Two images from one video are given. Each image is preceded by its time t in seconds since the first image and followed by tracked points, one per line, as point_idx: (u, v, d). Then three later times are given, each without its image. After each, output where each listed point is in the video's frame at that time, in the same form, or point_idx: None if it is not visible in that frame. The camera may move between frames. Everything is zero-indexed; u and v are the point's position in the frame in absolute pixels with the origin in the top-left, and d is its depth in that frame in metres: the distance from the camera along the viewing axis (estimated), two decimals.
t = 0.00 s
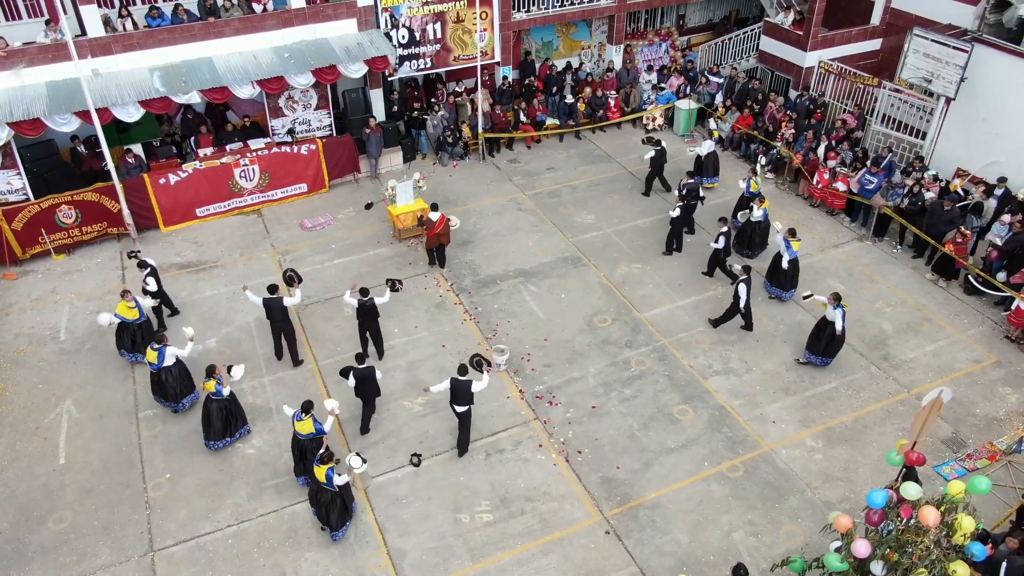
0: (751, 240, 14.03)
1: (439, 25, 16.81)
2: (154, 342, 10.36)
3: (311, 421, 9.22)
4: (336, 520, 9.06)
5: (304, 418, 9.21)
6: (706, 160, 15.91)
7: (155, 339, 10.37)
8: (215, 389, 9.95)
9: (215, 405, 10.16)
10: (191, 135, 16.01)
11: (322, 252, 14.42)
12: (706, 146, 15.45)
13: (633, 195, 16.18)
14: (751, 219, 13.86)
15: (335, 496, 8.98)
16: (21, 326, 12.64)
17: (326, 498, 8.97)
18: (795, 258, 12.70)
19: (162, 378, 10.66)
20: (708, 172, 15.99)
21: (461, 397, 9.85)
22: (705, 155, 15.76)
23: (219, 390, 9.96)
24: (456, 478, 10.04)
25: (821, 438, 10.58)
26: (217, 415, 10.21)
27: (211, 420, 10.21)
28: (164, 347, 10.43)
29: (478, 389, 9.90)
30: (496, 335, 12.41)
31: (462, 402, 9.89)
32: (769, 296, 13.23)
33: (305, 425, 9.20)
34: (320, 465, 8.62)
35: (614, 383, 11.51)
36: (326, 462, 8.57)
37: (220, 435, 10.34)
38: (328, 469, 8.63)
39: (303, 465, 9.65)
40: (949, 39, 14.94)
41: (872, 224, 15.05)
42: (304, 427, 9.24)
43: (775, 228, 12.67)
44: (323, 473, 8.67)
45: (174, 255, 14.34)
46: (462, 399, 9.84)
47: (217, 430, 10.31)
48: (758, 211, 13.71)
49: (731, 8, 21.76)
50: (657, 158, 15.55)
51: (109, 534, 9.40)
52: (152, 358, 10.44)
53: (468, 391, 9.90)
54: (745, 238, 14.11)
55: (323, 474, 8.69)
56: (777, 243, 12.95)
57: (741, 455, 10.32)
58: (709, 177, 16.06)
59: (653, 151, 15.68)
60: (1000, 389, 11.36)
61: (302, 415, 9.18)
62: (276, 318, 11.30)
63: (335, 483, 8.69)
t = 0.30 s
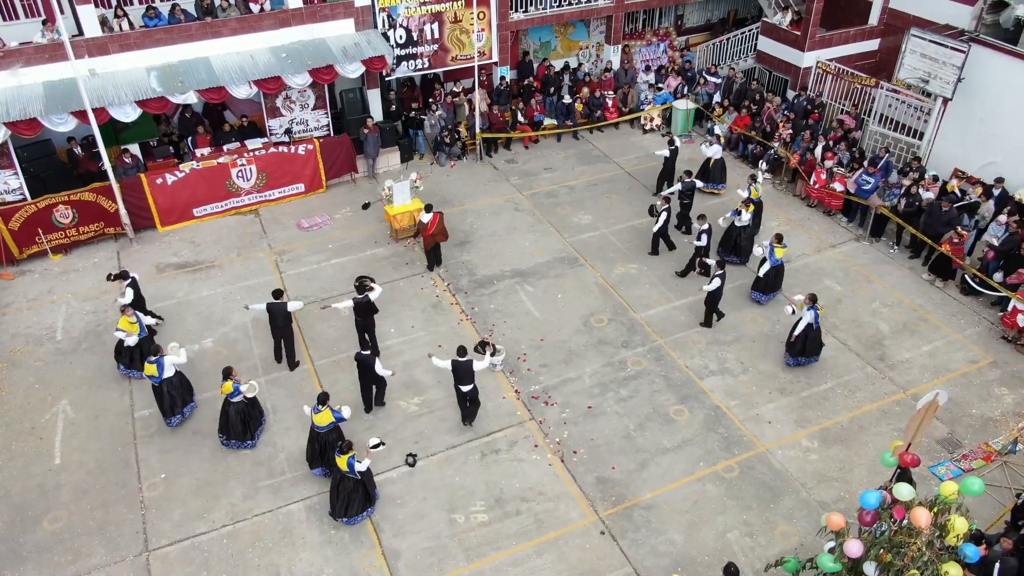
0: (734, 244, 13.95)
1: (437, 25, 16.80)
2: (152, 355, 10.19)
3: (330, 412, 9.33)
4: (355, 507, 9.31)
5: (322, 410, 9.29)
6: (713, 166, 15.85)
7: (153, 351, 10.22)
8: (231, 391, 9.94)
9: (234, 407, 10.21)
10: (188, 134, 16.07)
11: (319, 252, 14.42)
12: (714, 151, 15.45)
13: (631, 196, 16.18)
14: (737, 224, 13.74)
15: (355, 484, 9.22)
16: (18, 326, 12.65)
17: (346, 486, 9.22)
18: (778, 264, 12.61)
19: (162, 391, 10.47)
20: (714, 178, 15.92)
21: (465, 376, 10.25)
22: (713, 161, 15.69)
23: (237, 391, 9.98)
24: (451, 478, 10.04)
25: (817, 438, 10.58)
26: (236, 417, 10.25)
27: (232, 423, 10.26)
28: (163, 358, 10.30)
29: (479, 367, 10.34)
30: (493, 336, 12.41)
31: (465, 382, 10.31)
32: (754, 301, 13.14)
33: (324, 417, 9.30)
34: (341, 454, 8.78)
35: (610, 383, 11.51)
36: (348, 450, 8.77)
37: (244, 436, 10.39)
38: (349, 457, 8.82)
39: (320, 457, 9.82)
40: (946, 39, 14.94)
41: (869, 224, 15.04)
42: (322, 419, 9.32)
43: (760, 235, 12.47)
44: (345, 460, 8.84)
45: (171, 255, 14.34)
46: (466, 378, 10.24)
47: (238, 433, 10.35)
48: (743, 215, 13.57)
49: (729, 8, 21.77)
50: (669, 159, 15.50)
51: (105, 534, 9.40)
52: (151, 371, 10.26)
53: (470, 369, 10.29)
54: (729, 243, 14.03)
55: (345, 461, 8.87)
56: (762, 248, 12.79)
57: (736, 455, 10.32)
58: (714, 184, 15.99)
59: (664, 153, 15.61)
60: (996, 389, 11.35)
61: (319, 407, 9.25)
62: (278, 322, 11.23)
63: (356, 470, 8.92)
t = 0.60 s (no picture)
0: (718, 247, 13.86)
1: (435, 25, 16.79)
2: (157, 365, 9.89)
3: (346, 406, 9.45)
4: (382, 487, 9.61)
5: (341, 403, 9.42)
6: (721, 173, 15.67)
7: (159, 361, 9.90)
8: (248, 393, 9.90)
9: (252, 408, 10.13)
10: (186, 134, 16.01)
11: (317, 252, 14.42)
12: (719, 157, 15.31)
13: (629, 196, 16.18)
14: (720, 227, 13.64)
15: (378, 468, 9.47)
16: (15, 325, 12.65)
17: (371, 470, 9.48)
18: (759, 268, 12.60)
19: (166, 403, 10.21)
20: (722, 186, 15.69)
21: (468, 361, 10.40)
22: (719, 167, 15.54)
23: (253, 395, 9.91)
24: (448, 478, 10.04)
25: (813, 438, 10.57)
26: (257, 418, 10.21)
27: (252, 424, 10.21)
28: (169, 369, 10.02)
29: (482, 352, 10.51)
30: (490, 336, 12.40)
31: (469, 367, 10.45)
32: (737, 306, 13.00)
33: (343, 411, 9.43)
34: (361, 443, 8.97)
35: (606, 383, 11.51)
36: (367, 438, 8.93)
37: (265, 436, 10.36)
38: (368, 445, 9.00)
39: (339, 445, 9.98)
40: (943, 39, 14.95)
41: (867, 224, 15.03)
42: (339, 413, 9.43)
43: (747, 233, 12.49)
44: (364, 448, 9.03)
45: (169, 255, 14.35)
46: (469, 363, 10.39)
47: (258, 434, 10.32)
48: (726, 220, 13.48)
49: (728, 8, 21.78)
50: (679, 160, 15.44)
51: (101, 534, 9.40)
52: (155, 382, 9.97)
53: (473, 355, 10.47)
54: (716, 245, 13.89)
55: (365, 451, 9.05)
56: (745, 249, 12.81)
57: (733, 456, 10.32)
58: (723, 192, 15.73)
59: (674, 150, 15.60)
60: (993, 390, 11.35)
61: (338, 400, 9.36)
62: (275, 326, 11.17)
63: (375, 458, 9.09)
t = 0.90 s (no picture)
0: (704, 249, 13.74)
1: (434, 26, 16.80)
2: (168, 373, 9.87)
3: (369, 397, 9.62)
4: (403, 479, 9.62)
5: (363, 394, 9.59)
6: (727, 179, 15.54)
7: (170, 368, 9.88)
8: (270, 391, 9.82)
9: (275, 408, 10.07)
10: (186, 134, 16.03)
11: (316, 252, 14.42)
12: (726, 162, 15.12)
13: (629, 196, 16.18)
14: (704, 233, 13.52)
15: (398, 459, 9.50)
16: (14, 325, 12.65)
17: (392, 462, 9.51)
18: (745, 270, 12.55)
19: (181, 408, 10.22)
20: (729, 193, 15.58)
21: (471, 342, 10.81)
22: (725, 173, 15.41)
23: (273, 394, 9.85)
24: (447, 478, 10.04)
25: (813, 438, 10.58)
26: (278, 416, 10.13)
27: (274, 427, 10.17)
28: (180, 375, 10.01)
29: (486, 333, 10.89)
30: (490, 336, 12.40)
31: (472, 348, 10.85)
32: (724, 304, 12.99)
33: (364, 401, 9.58)
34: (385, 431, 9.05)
35: (606, 383, 11.51)
36: (390, 426, 9.02)
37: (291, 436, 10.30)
38: (393, 433, 9.08)
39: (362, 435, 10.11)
40: (943, 39, 14.96)
41: (866, 224, 15.02)
42: (361, 404, 9.60)
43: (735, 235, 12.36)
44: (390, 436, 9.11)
45: (168, 254, 14.35)
46: (473, 344, 10.79)
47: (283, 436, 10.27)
48: (710, 224, 13.34)
49: (728, 8, 21.78)
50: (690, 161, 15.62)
51: (100, 534, 9.40)
52: (166, 389, 9.97)
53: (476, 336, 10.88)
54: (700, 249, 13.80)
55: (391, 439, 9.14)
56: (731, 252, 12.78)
57: (732, 456, 10.32)
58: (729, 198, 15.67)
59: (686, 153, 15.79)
60: (992, 390, 11.35)
61: (360, 392, 9.51)
62: (273, 327, 11.18)
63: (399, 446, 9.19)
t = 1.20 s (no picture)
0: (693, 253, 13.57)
1: (435, 26, 16.80)
2: (176, 386, 9.60)
3: (390, 390, 9.74)
4: (425, 476, 9.58)
5: (384, 387, 9.70)
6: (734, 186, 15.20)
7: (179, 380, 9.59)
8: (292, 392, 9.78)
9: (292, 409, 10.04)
10: (186, 134, 16.03)
11: (316, 251, 14.42)
12: (735, 169, 14.77)
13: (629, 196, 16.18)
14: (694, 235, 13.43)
15: (421, 452, 9.44)
16: (14, 325, 12.65)
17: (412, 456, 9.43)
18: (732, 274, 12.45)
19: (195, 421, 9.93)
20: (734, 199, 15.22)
21: (472, 330, 10.93)
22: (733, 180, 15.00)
23: (295, 395, 9.80)
24: (447, 478, 10.04)
25: (813, 438, 10.58)
26: (296, 420, 10.07)
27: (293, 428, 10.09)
28: (190, 386, 9.75)
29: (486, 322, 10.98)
30: (490, 336, 12.39)
31: (472, 336, 10.97)
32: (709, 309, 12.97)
33: (385, 394, 9.70)
34: (408, 422, 9.07)
35: (606, 383, 11.51)
36: (414, 416, 9.03)
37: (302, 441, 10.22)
38: (416, 424, 9.08)
39: (386, 431, 10.08)
40: (943, 39, 14.96)
41: (866, 224, 15.03)
42: (383, 397, 9.72)
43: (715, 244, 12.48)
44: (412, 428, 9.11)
45: (169, 254, 14.35)
46: (473, 332, 10.90)
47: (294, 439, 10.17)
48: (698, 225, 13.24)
49: (728, 8, 21.78)
50: (703, 165, 15.38)
51: (101, 534, 9.40)
52: (178, 402, 9.70)
53: (476, 324, 10.98)
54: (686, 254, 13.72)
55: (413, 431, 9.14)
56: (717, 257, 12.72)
57: (732, 456, 10.32)
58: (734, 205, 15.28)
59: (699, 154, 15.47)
60: (992, 390, 11.35)
61: (381, 386, 9.66)
62: (275, 327, 11.15)
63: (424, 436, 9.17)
